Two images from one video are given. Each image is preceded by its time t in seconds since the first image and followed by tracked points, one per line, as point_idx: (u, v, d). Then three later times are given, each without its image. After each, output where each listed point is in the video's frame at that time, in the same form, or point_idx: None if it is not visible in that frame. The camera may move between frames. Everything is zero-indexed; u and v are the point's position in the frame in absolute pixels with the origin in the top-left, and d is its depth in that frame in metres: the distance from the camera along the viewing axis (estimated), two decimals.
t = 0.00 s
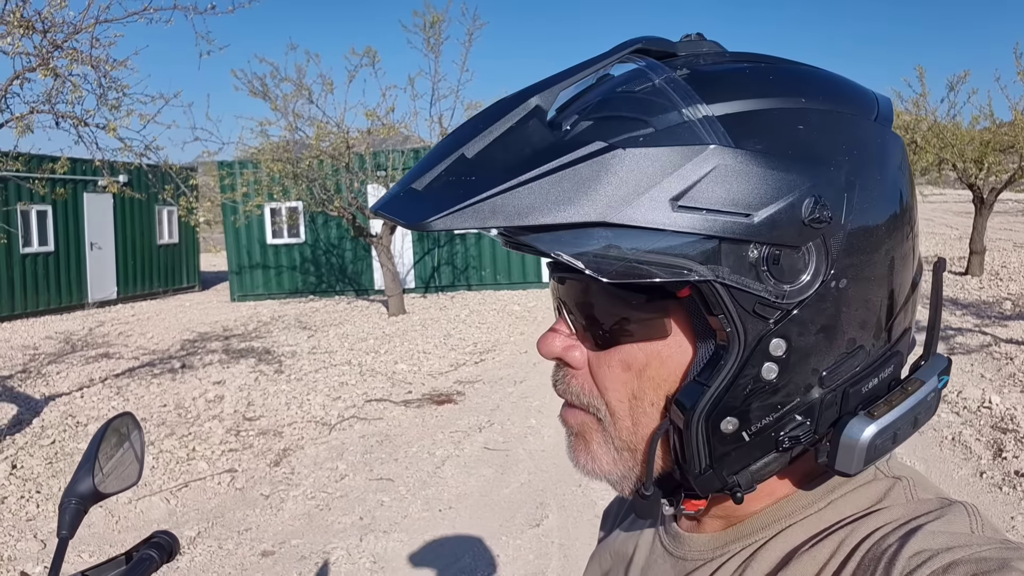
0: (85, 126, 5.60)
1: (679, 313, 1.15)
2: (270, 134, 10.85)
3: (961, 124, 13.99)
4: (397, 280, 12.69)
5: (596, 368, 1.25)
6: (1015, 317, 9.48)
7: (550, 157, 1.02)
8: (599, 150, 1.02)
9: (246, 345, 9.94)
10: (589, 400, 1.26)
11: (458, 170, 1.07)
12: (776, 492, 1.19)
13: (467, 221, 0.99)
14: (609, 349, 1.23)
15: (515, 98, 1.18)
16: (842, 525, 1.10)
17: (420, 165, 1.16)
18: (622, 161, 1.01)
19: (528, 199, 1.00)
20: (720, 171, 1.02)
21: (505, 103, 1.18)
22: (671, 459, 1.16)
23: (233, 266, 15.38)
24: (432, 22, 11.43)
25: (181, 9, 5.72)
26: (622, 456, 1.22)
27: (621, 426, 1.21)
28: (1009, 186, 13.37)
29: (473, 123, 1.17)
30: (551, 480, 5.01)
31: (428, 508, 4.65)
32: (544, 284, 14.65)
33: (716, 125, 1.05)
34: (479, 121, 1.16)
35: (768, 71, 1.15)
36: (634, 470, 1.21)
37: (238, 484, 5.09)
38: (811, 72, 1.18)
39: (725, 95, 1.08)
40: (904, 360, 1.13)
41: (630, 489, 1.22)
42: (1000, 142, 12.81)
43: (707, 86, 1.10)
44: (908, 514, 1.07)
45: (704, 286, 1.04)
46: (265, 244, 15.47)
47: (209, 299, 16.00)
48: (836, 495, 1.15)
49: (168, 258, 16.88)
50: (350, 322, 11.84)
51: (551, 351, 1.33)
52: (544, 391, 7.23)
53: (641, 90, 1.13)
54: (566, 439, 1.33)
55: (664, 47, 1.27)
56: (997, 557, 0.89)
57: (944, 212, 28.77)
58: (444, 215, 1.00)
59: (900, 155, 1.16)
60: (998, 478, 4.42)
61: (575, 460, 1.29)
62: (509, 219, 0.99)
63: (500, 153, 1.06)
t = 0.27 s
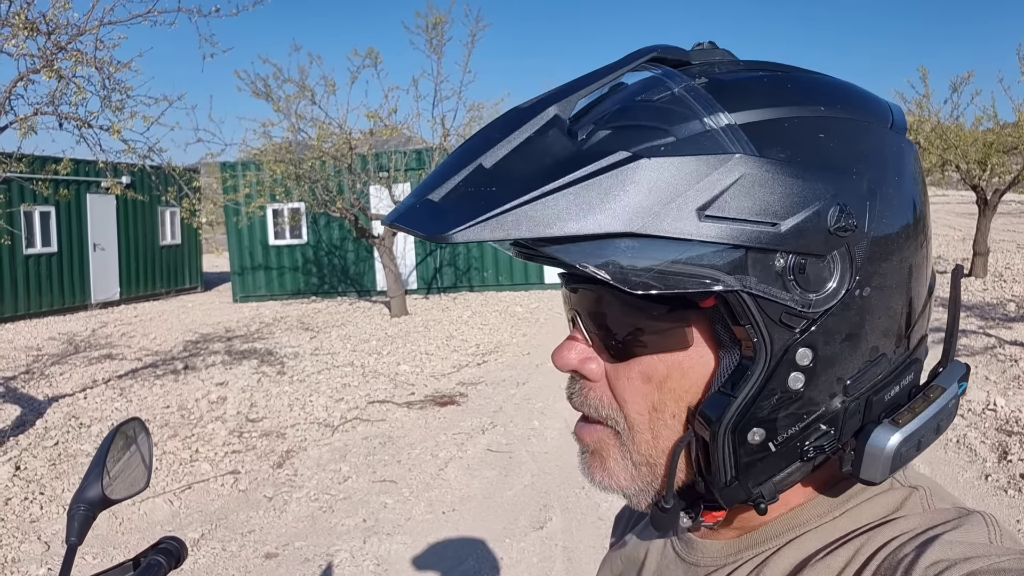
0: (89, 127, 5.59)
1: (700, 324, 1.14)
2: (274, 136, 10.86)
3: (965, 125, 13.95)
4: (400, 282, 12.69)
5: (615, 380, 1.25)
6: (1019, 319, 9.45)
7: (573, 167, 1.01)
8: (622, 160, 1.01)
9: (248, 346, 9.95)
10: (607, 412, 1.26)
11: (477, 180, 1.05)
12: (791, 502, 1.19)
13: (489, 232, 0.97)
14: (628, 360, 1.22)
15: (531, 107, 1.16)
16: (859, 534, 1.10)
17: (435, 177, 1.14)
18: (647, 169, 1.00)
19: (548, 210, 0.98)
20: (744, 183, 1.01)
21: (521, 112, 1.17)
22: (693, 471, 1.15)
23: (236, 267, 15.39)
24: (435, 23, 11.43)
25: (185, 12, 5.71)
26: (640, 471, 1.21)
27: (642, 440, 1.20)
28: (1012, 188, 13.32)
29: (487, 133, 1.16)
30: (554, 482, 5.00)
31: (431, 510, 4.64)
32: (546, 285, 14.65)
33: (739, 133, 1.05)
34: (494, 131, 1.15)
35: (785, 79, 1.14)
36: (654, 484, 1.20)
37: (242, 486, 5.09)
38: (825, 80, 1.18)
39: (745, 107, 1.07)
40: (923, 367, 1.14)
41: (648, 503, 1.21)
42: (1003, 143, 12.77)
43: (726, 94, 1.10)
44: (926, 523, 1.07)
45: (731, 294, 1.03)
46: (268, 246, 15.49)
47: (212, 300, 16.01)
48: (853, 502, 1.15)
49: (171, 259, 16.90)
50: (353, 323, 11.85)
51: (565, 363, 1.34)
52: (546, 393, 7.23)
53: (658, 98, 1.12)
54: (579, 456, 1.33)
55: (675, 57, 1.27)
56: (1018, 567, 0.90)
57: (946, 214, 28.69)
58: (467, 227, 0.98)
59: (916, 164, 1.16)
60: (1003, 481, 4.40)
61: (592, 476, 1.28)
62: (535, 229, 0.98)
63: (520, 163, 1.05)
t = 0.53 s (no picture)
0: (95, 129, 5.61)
1: (769, 291, 1.24)
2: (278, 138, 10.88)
3: (970, 128, 13.90)
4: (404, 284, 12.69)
5: (689, 374, 1.26)
6: None
7: (690, 126, 1.11)
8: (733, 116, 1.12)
9: (252, 347, 9.96)
10: (686, 407, 1.24)
11: (592, 146, 1.12)
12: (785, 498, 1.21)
13: (649, 182, 1.04)
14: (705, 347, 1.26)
15: (602, 81, 1.25)
16: (843, 531, 1.11)
17: (532, 150, 1.19)
18: (759, 125, 1.11)
19: (692, 162, 1.06)
20: (822, 140, 1.15)
21: (592, 88, 1.25)
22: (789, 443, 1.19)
23: (240, 269, 15.42)
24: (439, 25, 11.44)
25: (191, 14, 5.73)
26: (726, 462, 1.21)
27: (727, 424, 1.21)
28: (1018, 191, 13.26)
29: (564, 110, 1.23)
30: (557, 484, 5.00)
31: (434, 511, 4.65)
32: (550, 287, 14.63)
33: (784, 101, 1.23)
34: (573, 107, 1.22)
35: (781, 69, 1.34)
36: (745, 470, 1.21)
37: (245, 486, 5.10)
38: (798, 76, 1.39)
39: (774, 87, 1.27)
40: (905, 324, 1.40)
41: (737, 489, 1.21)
42: (1009, 146, 12.71)
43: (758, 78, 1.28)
44: (909, 519, 1.08)
45: (831, 244, 1.13)
46: (273, 247, 15.51)
47: (216, 301, 16.03)
48: (839, 498, 1.17)
49: (175, 261, 16.94)
50: (357, 324, 11.86)
51: (627, 370, 1.31)
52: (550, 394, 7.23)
53: (690, 78, 1.25)
54: (637, 468, 1.26)
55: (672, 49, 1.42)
56: (997, 562, 0.90)
57: (951, 217, 28.59)
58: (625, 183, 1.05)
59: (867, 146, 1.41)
60: (1008, 484, 4.39)
61: (666, 489, 1.22)
62: (688, 181, 1.05)
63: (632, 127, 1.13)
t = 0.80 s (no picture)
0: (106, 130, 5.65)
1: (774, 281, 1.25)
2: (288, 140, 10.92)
3: (982, 131, 13.82)
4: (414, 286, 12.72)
5: (710, 369, 1.25)
6: None
7: (726, 115, 1.10)
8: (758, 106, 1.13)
9: (262, 348, 10.00)
10: (713, 405, 1.22)
11: (643, 136, 1.09)
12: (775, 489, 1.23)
13: (713, 170, 1.02)
14: (723, 341, 1.25)
15: (621, 76, 1.23)
16: (829, 519, 1.11)
17: (572, 146, 1.14)
18: (784, 113, 1.12)
19: (739, 149, 1.06)
20: (822, 130, 1.17)
21: (612, 81, 1.22)
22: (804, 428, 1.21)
23: (250, 270, 15.48)
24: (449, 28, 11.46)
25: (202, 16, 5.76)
26: (753, 456, 1.20)
27: (751, 417, 1.21)
28: None
29: (598, 102, 1.19)
30: (564, 485, 4.99)
31: (441, 512, 4.65)
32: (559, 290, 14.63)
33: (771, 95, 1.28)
34: (608, 98, 1.19)
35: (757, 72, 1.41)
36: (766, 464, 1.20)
37: (253, 486, 5.12)
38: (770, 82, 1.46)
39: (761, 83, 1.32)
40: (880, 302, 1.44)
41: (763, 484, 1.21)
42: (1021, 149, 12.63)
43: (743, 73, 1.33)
44: (893, 505, 1.08)
45: (838, 231, 1.16)
46: (283, 249, 15.57)
47: (226, 303, 16.10)
48: (824, 488, 1.18)
49: (186, 263, 17.03)
50: (366, 326, 11.88)
51: (654, 373, 1.29)
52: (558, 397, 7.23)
53: (683, 74, 1.30)
54: (665, 476, 1.24)
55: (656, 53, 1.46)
56: (979, 547, 0.91)
57: (963, 221, 28.41)
58: (690, 172, 1.02)
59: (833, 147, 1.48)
60: (1018, 489, 4.35)
61: (699, 494, 1.20)
62: (743, 168, 1.03)
63: (671, 118, 1.11)
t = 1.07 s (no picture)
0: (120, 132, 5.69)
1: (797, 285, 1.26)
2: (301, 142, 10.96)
3: (998, 135, 13.69)
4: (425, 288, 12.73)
5: (731, 370, 1.25)
6: None
7: (768, 117, 1.10)
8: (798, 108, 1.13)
9: (274, 350, 10.04)
10: (733, 407, 1.21)
11: (685, 134, 1.08)
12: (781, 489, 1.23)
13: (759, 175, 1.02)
14: (746, 343, 1.25)
15: (659, 69, 1.22)
16: (834, 519, 1.11)
17: (612, 140, 1.13)
18: (822, 116, 1.12)
19: (782, 154, 1.05)
20: (857, 134, 1.18)
21: (650, 75, 1.21)
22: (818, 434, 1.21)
23: (263, 272, 15.55)
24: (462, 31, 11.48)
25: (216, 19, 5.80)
26: (770, 461, 1.19)
27: (770, 422, 1.20)
28: None
29: (638, 97, 1.18)
30: (574, 488, 4.98)
31: (451, 514, 4.65)
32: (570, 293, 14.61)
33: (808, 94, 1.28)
34: (647, 92, 1.18)
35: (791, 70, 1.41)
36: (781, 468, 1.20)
37: (264, 487, 5.14)
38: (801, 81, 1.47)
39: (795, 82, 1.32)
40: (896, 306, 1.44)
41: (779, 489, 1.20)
42: None
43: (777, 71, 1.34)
44: (899, 505, 1.08)
45: (867, 237, 1.16)
46: (296, 251, 15.64)
47: (239, 304, 16.18)
48: (831, 487, 1.18)
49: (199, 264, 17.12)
50: (377, 328, 11.91)
51: (676, 374, 1.28)
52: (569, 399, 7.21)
53: (717, 70, 1.31)
54: (679, 475, 1.23)
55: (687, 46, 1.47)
56: (985, 548, 0.90)
57: (979, 225, 28.18)
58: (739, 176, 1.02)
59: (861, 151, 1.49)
60: None
61: (710, 493, 1.19)
62: (786, 173, 1.04)
63: (713, 115, 1.11)
